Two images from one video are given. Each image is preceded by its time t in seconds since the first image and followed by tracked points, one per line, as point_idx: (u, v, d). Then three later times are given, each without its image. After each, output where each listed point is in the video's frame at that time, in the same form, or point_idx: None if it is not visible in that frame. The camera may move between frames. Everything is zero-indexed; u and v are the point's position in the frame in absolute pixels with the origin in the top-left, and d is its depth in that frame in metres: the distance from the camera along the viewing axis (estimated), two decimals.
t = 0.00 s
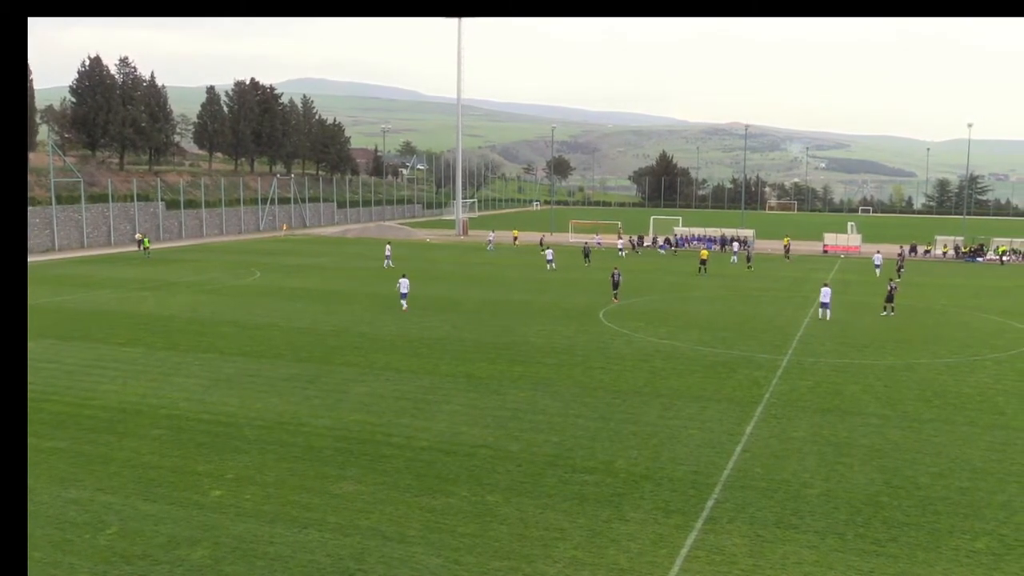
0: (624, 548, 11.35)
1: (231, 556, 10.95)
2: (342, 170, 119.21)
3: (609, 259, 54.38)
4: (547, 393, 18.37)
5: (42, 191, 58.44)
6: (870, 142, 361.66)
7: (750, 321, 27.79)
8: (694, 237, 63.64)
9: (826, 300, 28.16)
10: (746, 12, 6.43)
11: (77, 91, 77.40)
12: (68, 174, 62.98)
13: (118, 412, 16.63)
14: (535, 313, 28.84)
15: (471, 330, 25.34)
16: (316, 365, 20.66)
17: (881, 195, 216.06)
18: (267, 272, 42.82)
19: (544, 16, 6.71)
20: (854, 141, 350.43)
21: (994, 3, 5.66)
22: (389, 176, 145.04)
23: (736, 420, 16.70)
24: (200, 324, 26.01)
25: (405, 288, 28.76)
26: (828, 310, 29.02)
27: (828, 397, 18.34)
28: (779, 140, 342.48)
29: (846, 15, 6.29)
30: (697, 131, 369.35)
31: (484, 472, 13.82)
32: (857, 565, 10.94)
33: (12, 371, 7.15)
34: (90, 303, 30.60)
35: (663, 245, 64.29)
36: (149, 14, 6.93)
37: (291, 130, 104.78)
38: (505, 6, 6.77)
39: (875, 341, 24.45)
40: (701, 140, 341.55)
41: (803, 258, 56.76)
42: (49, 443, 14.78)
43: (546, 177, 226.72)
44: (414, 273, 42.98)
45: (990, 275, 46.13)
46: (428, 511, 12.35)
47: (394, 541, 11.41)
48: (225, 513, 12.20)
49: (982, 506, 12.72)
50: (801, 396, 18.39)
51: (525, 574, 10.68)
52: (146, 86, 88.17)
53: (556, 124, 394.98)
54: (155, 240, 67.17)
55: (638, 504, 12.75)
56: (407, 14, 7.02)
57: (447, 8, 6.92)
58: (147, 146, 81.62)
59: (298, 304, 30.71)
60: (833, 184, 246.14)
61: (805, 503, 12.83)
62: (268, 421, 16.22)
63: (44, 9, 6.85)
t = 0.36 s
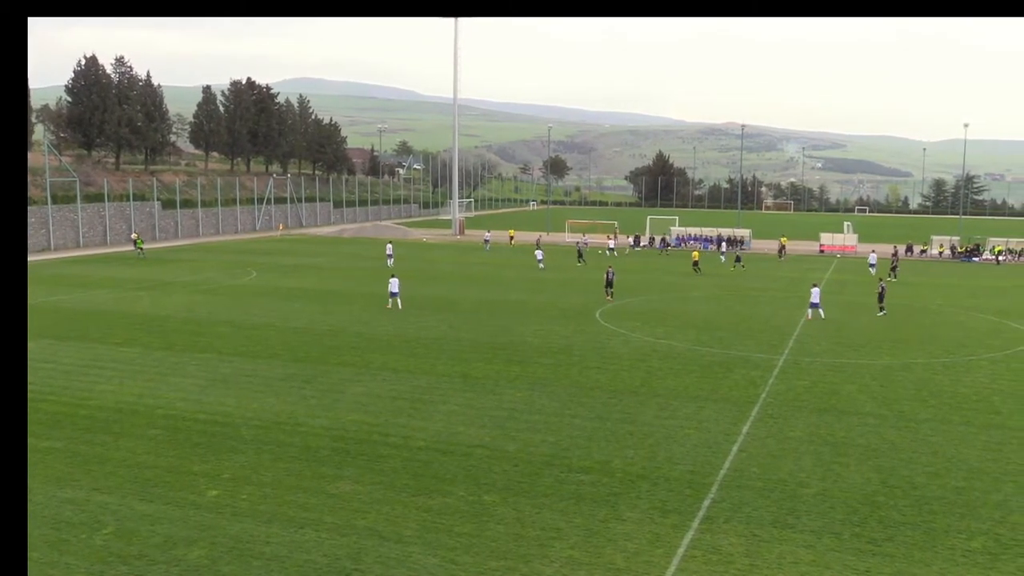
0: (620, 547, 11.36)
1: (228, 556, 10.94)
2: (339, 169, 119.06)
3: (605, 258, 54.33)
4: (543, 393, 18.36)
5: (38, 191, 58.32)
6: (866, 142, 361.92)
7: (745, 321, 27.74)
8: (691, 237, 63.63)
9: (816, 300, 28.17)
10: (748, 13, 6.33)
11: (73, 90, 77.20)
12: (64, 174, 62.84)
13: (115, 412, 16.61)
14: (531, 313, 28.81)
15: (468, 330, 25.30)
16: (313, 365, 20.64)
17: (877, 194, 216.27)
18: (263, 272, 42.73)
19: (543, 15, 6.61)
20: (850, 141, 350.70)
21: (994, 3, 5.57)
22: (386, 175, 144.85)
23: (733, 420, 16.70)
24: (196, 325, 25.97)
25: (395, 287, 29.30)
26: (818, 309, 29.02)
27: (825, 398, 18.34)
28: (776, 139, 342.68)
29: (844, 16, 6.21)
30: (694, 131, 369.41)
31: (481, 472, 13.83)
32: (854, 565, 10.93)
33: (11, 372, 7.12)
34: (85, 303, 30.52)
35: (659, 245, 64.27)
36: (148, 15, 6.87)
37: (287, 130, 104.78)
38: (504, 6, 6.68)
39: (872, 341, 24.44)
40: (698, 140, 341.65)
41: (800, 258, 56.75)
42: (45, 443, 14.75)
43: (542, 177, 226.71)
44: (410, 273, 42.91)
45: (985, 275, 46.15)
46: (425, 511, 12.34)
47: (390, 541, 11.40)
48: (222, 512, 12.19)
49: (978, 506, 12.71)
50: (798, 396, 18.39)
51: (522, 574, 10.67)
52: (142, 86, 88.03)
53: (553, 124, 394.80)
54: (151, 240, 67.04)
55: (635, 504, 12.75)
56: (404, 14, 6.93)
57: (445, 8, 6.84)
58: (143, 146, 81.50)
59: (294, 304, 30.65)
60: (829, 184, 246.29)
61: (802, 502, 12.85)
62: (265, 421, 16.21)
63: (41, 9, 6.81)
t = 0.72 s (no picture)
0: (620, 547, 11.35)
1: (227, 556, 10.93)
2: (338, 169, 118.98)
3: (605, 258, 54.29)
4: (543, 393, 18.35)
5: (37, 191, 58.26)
6: (866, 142, 361.82)
7: (746, 321, 27.71)
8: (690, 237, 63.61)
9: (808, 300, 28.11)
10: (749, 13, 6.37)
11: (73, 90, 77.12)
12: (63, 173, 62.78)
13: (113, 412, 16.60)
14: (531, 313, 28.77)
15: (467, 330, 25.29)
16: (312, 365, 20.62)
17: (877, 194, 216.24)
18: (262, 272, 42.70)
19: (543, 15, 6.64)
20: (850, 141, 350.63)
21: (996, 4, 5.60)
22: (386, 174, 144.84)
23: (732, 420, 16.70)
24: (195, 325, 25.94)
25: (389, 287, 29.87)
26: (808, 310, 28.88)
27: (824, 397, 18.33)
28: (775, 139, 342.60)
29: (846, 15, 6.25)
30: (693, 131, 369.23)
31: (480, 472, 13.82)
32: (854, 565, 10.94)
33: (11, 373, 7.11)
34: (84, 303, 30.50)
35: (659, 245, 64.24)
36: (148, 15, 6.87)
37: (287, 129, 104.71)
38: (504, 5, 6.71)
39: (871, 341, 24.42)
40: (698, 140, 341.54)
41: (800, 258, 56.71)
42: (44, 443, 14.75)
43: (541, 176, 226.52)
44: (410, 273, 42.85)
45: (985, 275, 46.13)
46: (424, 511, 12.35)
47: (389, 541, 11.41)
48: (221, 513, 12.19)
49: (978, 506, 12.71)
50: (798, 396, 18.39)
51: (521, 574, 10.67)
52: (142, 85, 87.93)
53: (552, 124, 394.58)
54: (150, 239, 67.01)
55: (634, 504, 12.75)
56: (405, 14, 6.96)
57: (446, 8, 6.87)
58: (142, 145, 81.46)
59: (294, 304, 30.58)
60: (829, 184, 246.13)
61: (801, 502, 12.86)
62: (264, 421, 16.20)
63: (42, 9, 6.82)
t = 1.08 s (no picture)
0: (627, 547, 11.34)
1: (234, 556, 10.95)
2: (345, 169, 119.09)
3: (612, 258, 54.24)
4: (549, 393, 18.34)
5: (45, 191, 58.47)
6: (873, 142, 360.45)
7: (753, 321, 27.64)
8: (697, 237, 63.53)
9: (806, 299, 28.17)
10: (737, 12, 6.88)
11: (81, 91, 77.38)
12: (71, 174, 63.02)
13: (121, 411, 16.63)
14: (537, 313, 28.73)
15: (474, 330, 25.27)
16: (318, 365, 20.63)
17: (884, 194, 215.53)
18: (269, 271, 42.76)
19: (542, 15, 7.12)
20: (857, 140, 349.50)
21: (995, 1, 6.07)
22: (393, 175, 145.02)
23: (739, 420, 16.67)
24: (202, 324, 25.98)
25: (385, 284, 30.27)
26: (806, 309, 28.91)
27: (832, 397, 18.28)
28: (782, 139, 341.93)
29: (847, 14, 6.77)
30: (700, 131, 368.62)
31: (487, 472, 13.81)
32: (861, 565, 10.92)
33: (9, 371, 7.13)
34: (92, 303, 30.59)
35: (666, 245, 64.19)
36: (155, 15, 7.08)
37: (294, 130, 104.80)
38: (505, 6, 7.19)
39: (879, 341, 24.35)
40: (704, 140, 341.10)
41: (807, 258, 56.59)
42: (52, 443, 14.78)
43: (548, 176, 226.50)
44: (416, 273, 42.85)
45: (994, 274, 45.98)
46: (432, 511, 12.34)
47: (397, 541, 11.41)
48: (228, 512, 12.20)
49: (986, 506, 12.67)
50: (805, 396, 18.34)
51: (528, 574, 10.67)
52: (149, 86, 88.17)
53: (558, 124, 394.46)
54: (157, 240, 67.18)
55: (642, 503, 12.74)
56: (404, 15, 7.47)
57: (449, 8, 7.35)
58: (150, 146, 81.71)
59: (302, 304, 30.61)
60: (836, 184, 245.41)
61: (810, 502, 12.83)
62: (271, 421, 16.20)
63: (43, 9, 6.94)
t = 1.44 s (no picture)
0: (638, 547, 11.34)
1: (246, 554, 11.00)
2: (357, 169, 119.34)
3: (624, 258, 54.13)
4: (560, 393, 18.33)
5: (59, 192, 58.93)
6: (885, 140, 358.28)
7: (766, 321, 27.52)
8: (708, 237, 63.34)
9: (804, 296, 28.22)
10: (747, 12, 6.60)
11: (94, 91, 77.92)
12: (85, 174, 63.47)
13: (134, 411, 16.70)
14: (549, 313, 28.70)
15: (484, 330, 25.27)
16: (330, 365, 20.67)
17: (897, 193, 214.27)
18: (281, 272, 42.88)
19: (541, 15, 6.87)
20: (869, 139, 347.55)
21: (994, 2, 5.84)
22: (404, 175, 145.28)
23: (751, 420, 16.63)
24: (215, 324, 26.07)
25: (385, 281, 30.70)
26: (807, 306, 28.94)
27: (843, 397, 18.22)
28: (793, 138, 340.43)
29: (846, 14, 6.55)
30: (710, 130, 367.49)
31: (498, 472, 13.82)
32: (873, 565, 10.88)
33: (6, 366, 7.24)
34: (105, 303, 30.75)
35: (677, 245, 64.03)
36: (154, 15, 6.98)
37: (305, 130, 105.04)
38: (506, 5, 6.95)
39: (892, 341, 24.23)
40: (715, 139, 340.07)
41: (820, 258, 56.34)
42: (66, 442, 14.89)
43: (558, 176, 226.27)
44: (428, 273, 42.88)
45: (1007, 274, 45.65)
46: (443, 511, 12.36)
47: (408, 540, 11.43)
48: (240, 512, 12.24)
49: (999, 508, 12.60)
50: (817, 396, 18.28)
51: (538, 573, 10.67)
52: (162, 87, 88.66)
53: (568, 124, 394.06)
54: (170, 239, 67.50)
55: (652, 503, 12.73)
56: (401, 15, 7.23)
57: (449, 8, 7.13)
58: (163, 146, 82.11)
59: (314, 304, 30.70)
60: (848, 183, 244.15)
61: (821, 502, 12.79)
62: (282, 421, 16.23)
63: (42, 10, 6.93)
